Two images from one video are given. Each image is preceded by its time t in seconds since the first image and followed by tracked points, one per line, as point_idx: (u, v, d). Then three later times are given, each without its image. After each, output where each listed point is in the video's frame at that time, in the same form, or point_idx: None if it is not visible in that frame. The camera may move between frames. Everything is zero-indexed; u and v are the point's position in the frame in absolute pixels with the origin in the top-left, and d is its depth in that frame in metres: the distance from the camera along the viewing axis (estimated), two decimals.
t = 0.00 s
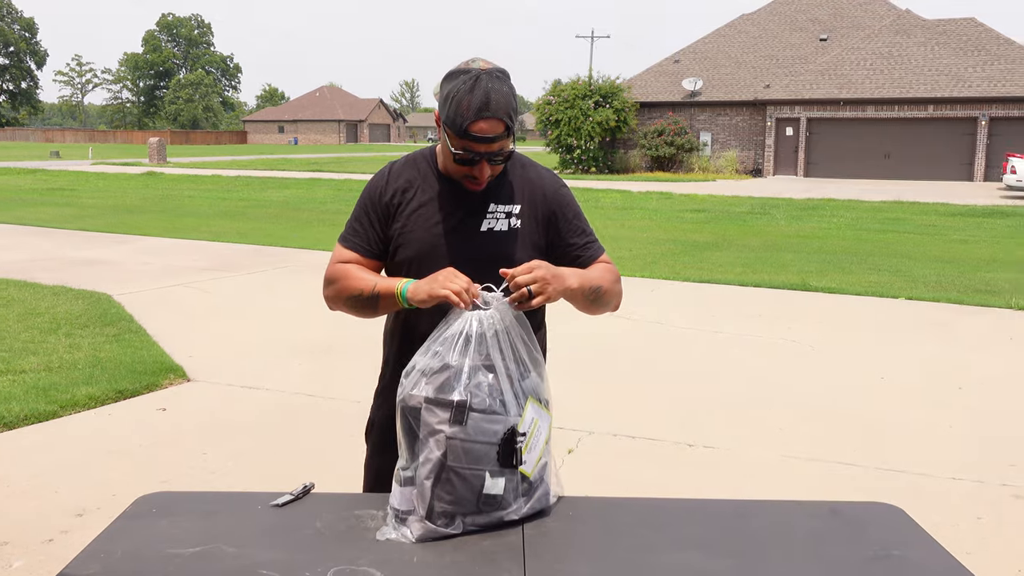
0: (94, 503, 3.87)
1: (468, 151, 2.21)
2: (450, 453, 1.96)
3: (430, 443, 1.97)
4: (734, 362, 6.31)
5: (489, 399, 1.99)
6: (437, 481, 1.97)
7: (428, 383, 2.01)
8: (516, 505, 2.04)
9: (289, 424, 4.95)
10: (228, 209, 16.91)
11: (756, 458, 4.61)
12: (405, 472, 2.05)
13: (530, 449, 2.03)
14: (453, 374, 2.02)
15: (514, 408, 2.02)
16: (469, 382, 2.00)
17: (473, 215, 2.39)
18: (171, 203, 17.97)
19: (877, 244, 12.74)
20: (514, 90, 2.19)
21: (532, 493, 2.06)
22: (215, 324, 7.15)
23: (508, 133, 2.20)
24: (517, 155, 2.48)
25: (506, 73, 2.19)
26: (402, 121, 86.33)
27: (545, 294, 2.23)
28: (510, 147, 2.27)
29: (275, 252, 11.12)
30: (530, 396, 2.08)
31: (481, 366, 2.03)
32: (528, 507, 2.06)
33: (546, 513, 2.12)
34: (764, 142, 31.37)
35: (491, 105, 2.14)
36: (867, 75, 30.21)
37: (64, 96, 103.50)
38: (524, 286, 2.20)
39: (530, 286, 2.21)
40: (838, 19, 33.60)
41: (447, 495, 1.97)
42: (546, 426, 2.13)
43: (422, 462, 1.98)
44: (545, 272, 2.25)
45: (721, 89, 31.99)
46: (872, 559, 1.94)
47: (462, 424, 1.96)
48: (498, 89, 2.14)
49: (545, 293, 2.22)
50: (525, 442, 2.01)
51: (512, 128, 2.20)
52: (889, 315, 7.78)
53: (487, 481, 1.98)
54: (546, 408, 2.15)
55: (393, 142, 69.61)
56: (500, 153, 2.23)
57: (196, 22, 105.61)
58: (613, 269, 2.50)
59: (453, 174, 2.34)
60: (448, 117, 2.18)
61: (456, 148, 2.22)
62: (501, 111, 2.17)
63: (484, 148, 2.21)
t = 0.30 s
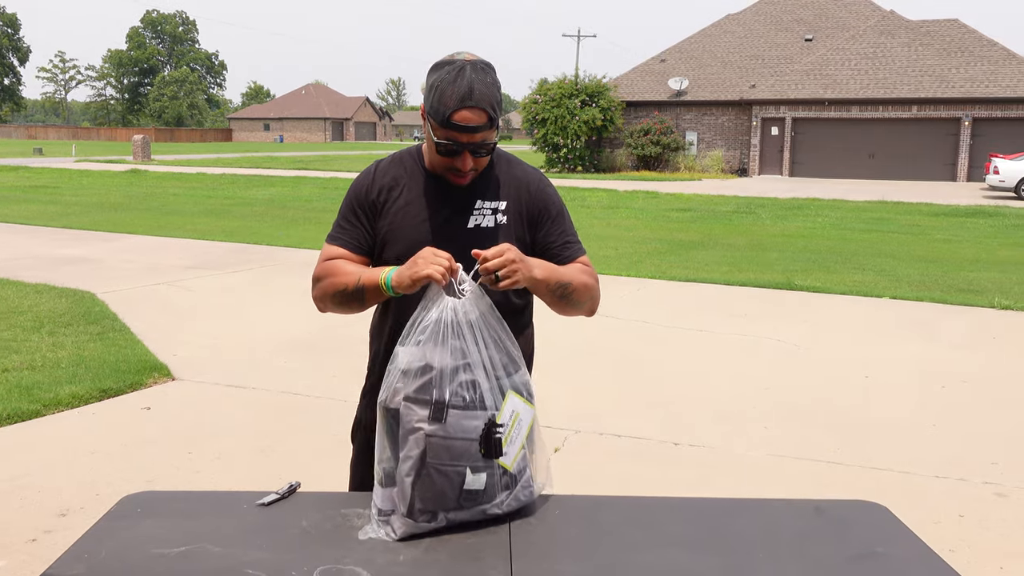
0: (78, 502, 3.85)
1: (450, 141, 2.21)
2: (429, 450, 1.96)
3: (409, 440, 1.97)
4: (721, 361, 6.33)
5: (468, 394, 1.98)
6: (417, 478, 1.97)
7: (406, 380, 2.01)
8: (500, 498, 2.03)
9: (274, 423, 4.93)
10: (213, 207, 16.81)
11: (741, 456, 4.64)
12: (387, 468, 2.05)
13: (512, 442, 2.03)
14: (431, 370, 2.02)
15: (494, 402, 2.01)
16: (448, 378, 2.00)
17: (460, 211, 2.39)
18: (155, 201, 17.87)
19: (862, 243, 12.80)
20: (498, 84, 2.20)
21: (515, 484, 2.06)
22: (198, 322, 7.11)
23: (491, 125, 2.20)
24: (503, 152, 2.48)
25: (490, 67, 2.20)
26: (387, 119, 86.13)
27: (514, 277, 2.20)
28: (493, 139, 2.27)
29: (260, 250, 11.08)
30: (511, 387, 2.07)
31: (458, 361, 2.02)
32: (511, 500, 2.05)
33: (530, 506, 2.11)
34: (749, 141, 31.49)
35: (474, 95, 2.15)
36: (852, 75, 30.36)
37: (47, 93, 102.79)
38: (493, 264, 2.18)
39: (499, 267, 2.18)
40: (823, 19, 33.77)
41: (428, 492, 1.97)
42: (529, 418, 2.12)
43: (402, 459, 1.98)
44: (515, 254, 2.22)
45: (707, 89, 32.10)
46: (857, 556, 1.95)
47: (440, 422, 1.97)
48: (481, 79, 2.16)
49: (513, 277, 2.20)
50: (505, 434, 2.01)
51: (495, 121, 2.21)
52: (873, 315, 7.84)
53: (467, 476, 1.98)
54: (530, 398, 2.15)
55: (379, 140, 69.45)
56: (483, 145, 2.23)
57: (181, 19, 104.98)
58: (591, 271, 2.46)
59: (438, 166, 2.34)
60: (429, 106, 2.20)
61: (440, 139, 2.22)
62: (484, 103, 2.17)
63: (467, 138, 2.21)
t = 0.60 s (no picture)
0: (69, 501, 3.84)
1: (430, 147, 2.22)
2: (402, 449, 1.93)
3: (384, 438, 1.96)
4: (713, 360, 6.34)
5: (447, 397, 1.95)
6: (391, 478, 1.95)
7: (385, 378, 2.00)
8: (479, 508, 1.99)
9: (266, 422, 4.93)
10: (205, 205, 16.75)
11: (733, 455, 4.64)
12: (366, 467, 2.04)
13: (493, 452, 1.99)
14: (410, 370, 2.00)
15: (474, 409, 1.98)
16: (428, 380, 1.97)
17: (447, 213, 2.38)
18: (146, 199, 17.80)
19: (854, 243, 12.85)
20: (478, 87, 2.20)
21: (497, 497, 2.01)
22: (190, 322, 7.09)
23: (470, 130, 2.20)
24: (494, 151, 2.46)
25: (470, 70, 2.19)
26: (379, 117, 86.04)
27: (501, 293, 2.18)
28: (475, 144, 2.27)
29: (252, 249, 11.05)
30: (496, 396, 2.04)
31: (439, 362, 2.00)
32: (493, 512, 2.01)
33: (515, 519, 2.05)
34: (741, 141, 31.55)
35: (451, 101, 2.14)
36: (843, 75, 30.45)
37: (37, 90, 102.34)
38: (480, 277, 2.15)
39: (486, 281, 2.16)
40: (815, 20, 33.88)
41: (401, 493, 1.94)
42: (516, 430, 2.08)
43: (377, 457, 1.96)
44: (503, 267, 2.20)
45: (699, 88, 32.16)
46: (850, 555, 1.96)
47: (415, 421, 1.94)
48: (459, 84, 2.15)
49: (501, 292, 2.18)
50: (486, 442, 1.97)
51: (475, 125, 2.21)
52: (865, 314, 7.87)
53: (443, 481, 1.95)
54: (519, 411, 2.11)
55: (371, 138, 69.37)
56: (463, 151, 2.23)
57: (172, 16, 104.59)
58: (581, 277, 2.45)
59: (423, 169, 2.34)
60: (409, 112, 2.21)
61: (419, 146, 2.24)
62: (463, 109, 2.17)
63: (447, 144, 2.21)
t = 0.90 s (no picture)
0: (68, 501, 3.83)
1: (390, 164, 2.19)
2: (401, 450, 1.93)
3: (383, 439, 1.95)
4: (711, 360, 6.34)
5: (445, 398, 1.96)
6: (390, 479, 1.95)
7: (383, 379, 2.00)
8: (478, 511, 1.99)
9: (265, 421, 4.92)
10: (204, 205, 16.75)
11: (732, 455, 4.65)
12: (364, 467, 2.04)
13: (493, 454, 2.00)
14: (409, 370, 2.00)
15: (473, 411, 1.98)
16: (427, 380, 1.98)
17: (439, 216, 2.39)
18: (145, 198, 17.79)
19: (852, 242, 12.85)
20: (450, 109, 2.15)
21: (497, 499, 2.01)
22: (188, 321, 7.09)
23: (434, 153, 2.14)
24: (483, 151, 2.47)
25: (445, 93, 2.16)
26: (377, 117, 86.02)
27: (511, 293, 2.15)
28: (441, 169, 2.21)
29: (251, 248, 11.04)
30: (495, 399, 2.05)
31: (437, 363, 2.01)
32: (493, 514, 2.01)
33: (515, 519, 2.05)
34: (739, 140, 31.56)
35: (416, 120, 2.11)
36: (841, 74, 30.48)
37: (36, 90, 102.35)
38: (490, 283, 2.12)
39: (495, 285, 2.13)
40: (813, 19, 33.90)
41: (400, 494, 1.94)
42: (516, 431, 2.09)
43: (376, 458, 1.96)
44: (507, 268, 2.18)
45: (697, 87, 32.18)
46: (850, 555, 1.96)
47: (414, 421, 1.94)
48: (427, 104, 2.12)
49: (511, 293, 2.15)
50: (485, 446, 1.98)
51: (441, 148, 2.15)
52: (863, 313, 7.87)
53: (442, 482, 1.94)
54: (518, 414, 2.12)
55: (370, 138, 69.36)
56: (424, 171, 2.18)
57: (170, 15, 104.53)
58: (580, 270, 2.45)
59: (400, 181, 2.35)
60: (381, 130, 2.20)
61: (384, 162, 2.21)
62: (428, 129, 2.12)
63: (409, 164, 2.17)
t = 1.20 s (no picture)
0: (73, 501, 3.84)
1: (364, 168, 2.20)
2: (407, 451, 1.93)
3: (388, 440, 1.95)
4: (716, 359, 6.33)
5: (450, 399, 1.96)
6: (396, 479, 1.95)
7: (388, 380, 1.99)
8: (484, 511, 1.99)
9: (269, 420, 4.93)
10: (209, 205, 16.76)
11: (737, 454, 4.64)
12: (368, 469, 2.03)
13: (500, 454, 2.00)
14: (413, 370, 1.99)
15: (478, 413, 1.98)
16: (432, 380, 1.98)
17: (432, 217, 2.39)
18: (150, 198, 17.80)
19: (857, 241, 12.82)
20: (423, 112, 2.13)
21: (503, 500, 2.02)
22: (194, 321, 7.09)
23: (407, 156, 2.14)
24: (467, 147, 2.47)
25: (419, 94, 2.13)
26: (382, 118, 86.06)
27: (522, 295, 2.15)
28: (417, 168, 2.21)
29: (256, 248, 11.04)
30: (500, 400, 2.05)
31: (442, 362, 2.00)
32: (498, 514, 2.01)
33: (520, 520, 2.06)
34: (744, 139, 31.47)
35: (387, 127, 2.10)
36: (846, 73, 30.42)
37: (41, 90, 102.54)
38: (500, 289, 2.12)
39: (503, 289, 2.13)
40: (817, 17, 33.85)
41: (406, 494, 1.94)
42: (522, 432, 2.09)
43: (381, 459, 1.96)
44: (513, 268, 2.18)
45: (702, 86, 32.13)
46: (855, 555, 1.95)
47: (420, 422, 1.94)
48: (399, 108, 2.10)
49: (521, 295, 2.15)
50: (492, 448, 1.98)
51: (414, 150, 2.14)
52: (868, 312, 7.85)
53: (448, 483, 1.95)
54: (523, 414, 2.12)
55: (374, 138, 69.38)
56: (399, 173, 2.19)
57: (175, 15, 104.61)
58: (577, 254, 2.44)
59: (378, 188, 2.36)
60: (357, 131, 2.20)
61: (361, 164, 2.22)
62: (400, 135, 2.11)
63: (383, 167, 2.18)
